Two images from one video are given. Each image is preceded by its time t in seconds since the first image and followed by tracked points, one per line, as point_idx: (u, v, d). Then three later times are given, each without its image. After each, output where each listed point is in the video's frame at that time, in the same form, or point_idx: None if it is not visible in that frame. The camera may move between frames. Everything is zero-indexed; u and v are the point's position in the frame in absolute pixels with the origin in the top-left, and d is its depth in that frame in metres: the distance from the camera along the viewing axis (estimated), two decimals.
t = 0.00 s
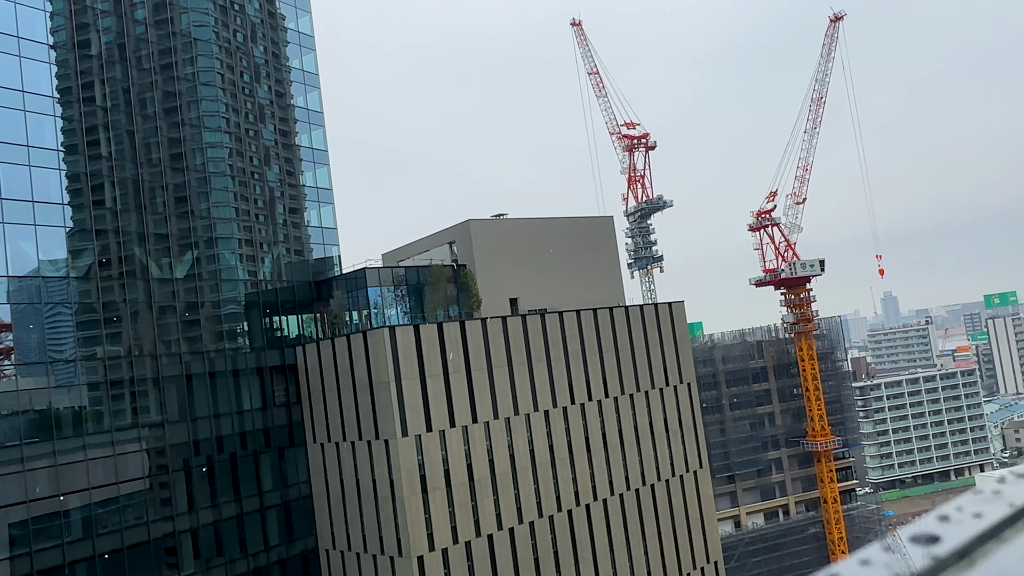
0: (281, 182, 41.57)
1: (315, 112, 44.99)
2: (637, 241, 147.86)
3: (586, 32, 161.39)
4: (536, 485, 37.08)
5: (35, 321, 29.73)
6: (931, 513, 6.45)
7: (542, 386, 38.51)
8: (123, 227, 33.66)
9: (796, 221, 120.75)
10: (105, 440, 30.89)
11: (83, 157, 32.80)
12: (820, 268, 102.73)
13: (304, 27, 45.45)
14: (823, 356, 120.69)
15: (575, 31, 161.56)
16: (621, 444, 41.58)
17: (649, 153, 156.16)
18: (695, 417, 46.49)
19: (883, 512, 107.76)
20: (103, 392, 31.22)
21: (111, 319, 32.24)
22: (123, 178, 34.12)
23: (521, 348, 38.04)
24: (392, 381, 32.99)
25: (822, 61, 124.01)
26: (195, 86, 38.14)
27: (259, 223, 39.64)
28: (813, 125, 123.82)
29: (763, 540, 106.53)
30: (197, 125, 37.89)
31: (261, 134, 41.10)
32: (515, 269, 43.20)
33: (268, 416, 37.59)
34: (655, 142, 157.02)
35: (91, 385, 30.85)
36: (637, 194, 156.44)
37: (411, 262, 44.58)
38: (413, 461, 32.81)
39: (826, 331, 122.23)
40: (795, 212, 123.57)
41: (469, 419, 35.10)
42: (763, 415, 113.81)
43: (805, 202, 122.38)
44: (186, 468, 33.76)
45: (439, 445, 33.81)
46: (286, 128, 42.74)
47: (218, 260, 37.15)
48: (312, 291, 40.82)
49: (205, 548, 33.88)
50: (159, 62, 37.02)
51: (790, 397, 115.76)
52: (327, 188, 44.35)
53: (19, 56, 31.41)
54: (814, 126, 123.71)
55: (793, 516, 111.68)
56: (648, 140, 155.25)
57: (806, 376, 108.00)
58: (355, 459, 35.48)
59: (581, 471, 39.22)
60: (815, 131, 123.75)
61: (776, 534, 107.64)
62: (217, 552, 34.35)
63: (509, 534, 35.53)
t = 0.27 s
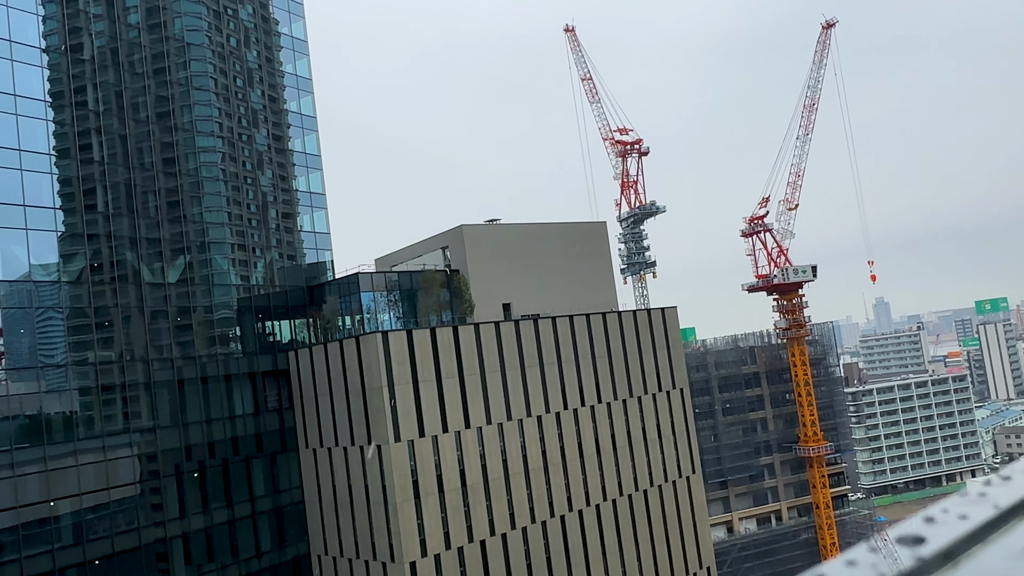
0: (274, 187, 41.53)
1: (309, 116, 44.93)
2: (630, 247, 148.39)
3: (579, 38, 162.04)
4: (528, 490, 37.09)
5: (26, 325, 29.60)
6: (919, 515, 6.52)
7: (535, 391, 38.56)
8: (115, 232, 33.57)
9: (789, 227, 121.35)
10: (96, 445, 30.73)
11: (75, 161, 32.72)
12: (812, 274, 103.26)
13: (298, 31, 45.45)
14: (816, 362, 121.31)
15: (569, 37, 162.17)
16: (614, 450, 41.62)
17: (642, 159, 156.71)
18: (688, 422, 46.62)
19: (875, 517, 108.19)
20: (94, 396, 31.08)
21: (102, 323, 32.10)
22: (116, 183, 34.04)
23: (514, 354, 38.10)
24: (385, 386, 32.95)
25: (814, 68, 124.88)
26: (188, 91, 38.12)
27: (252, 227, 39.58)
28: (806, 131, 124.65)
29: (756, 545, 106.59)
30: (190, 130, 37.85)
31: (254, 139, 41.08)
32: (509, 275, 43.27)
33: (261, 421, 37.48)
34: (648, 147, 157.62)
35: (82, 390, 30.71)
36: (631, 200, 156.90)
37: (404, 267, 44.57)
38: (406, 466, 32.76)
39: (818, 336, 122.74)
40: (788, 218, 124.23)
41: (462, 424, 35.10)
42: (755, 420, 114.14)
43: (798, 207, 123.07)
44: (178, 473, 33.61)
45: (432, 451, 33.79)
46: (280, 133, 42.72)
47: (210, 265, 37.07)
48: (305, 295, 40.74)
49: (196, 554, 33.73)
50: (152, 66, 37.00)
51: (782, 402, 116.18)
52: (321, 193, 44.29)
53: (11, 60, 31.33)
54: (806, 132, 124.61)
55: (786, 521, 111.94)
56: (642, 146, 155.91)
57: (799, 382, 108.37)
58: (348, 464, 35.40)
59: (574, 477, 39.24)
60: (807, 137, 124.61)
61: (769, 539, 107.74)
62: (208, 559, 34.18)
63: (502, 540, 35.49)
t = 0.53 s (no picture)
0: (271, 191, 41.54)
1: (305, 121, 45.01)
2: (626, 252, 148.67)
3: (576, 43, 162.47)
4: (525, 495, 37.08)
5: (22, 329, 29.50)
6: (916, 521, 6.56)
7: (532, 396, 38.57)
8: (111, 235, 33.53)
9: (785, 232, 121.76)
10: (91, 449, 30.64)
11: (71, 165, 32.70)
12: (808, 278, 103.52)
13: (295, 35, 45.52)
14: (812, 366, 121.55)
15: (565, 42, 162.63)
16: (610, 454, 41.64)
17: (638, 164, 157.07)
18: (684, 427, 46.65)
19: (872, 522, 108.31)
20: (89, 401, 31.01)
21: (98, 327, 32.05)
22: (112, 187, 34.01)
23: (510, 358, 38.14)
24: (381, 390, 32.94)
25: (810, 74, 125.46)
26: (184, 95, 38.16)
27: (249, 231, 39.56)
28: (802, 136, 125.20)
29: (752, 550, 106.58)
30: (186, 134, 37.88)
31: (250, 143, 41.12)
32: (505, 279, 43.33)
33: (256, 425, 37.43)
34: (644, 152, 157.98)
35: (77, 394, 30.64)
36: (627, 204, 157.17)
37: (400, 271, 44.57)
38: (402, 470, 32.73)
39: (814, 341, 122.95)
40: (784, 223, 124.65)
41: (458, 429, 35.09)
42: (751, 425, 114.26)
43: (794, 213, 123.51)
44: (173, 477, 33.52)
45: (428, 455, 33.77)
46: (276, 137, 42.76)
47: (206, 269, 37.05)
48: (301, 299, 40.73)
49: (191, 558, 33.62)
50: (149, 70, 37.02)
51: (778, 407, 116.33)
52: (317, 197, 44.27)
53: (7, 63, 31.33)
54: (802, 137, 125.18)
55: (782, 526, 111.94)
56: (638, 151, 156.34)
57: (795, 386, 108.41)
58: (344, 468, 35.35)
59: (570, 482, 39.24)
60: (803, 142, 125.16)
61: (765, 544, 107.71)
62: (203, 563, 34.08)
63: (498, 545, 35.46)
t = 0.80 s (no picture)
0: (270, 194, 41.54)
1: (304, 123, 45.04)
2: (625, 254, 148.75)
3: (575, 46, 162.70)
4: (523, 498, 37.02)
5: (20, 331, 29.45)
6: (917, 523, 6.54)
7: (531, 399, 38.55)
8: (110, 238, 33.51)
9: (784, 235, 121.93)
10: (89, 452, 30.59)
11: (70, 167, 32.69)
12: (807, 281, 103.61)
13: (294, 38, 45.56)
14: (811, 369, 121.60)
15: (564, 45, 162.89)
16: (609, 457, 41.59)
17: (637, 166, 157.22)
18: (683, 430, 46.63)
19: (871, 526, 108.30)
20: (88, 403, 30.96)
21: (97, 330, 32.01)
22: (111, 189, 33.99)
23: (509, 360, 38.11)
24: (380, 393, 32.89)
25: (809, 77, 125.71)
26: (183, 97, 38.16)
27: (247, 234, 39.53)
28: (800, 139, 125.49)
29: (750, 553, 106.49)
30: (185, 136, 37.88)
31: (249, 146, 41.13)
32: (504, 282, 43.36)
33: (255, 428, 37.38)
34: (643, 155, 158.14)
35: (76, 396, 30.60)
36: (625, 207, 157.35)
37: (399, 274, 44.59)
38: (401, 473, 32.68)
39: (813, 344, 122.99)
40: (783, 226, 124.81)
41: (457, 432, 35.05)
42: (750, 428, 114.24)
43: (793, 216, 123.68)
44: (172, 480, 33.46)
45: (427, 458, 33.73)
46: (275, 140, 42.76)
47: (205, 271, 37.01)
48: (299, 301, 40.79)
49: (190, 561, 33.56)
50: (148, 73, 37.04)
51: (777, 410, 116.34)
52: (316, 200, 44.26)
53: (6, 65, 31.34)
54: (801, 140, 125.46)
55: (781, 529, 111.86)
56: (637, 154, 156.55)
57: (794, 389, 108.38)
58: (342, 471, 35.29)
59: (569, 485, 39.19)
60: (802, 145, 125.40)
61: (764, 547, 107.63)
62: (201, 566, 34.01)
63: (496, 548, 35.40)
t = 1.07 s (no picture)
0: (271, 195, 41.55)
1: (305, 124, 45.04)
2: (626, 255, 148.73)
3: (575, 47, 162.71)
4: (524, 499, 37.00)
5: (21, 332, 29.48)
6: (918, 524, 6.54)
7: (531, 400, 38.53)
8: (111, 239, 33.52)
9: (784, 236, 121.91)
10: (90, 452, 30.60)
11: (71, 168, 32.71)
12: (807, 282, 103.58)
13: (295, 39, 45.59)
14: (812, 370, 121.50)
15: (565, 46, 162.96)
16: (609, 458, 41.57)
17: (638, 167, 157.23)
18: (684, 431, 46.61)
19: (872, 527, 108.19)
20: (88, 404, 30.97)
21: (98, 331, 32.02)
22: (112, 190, 34.01)
23: (510, 361, 38.10)
24: (381, 394, 32.88)
25: (810, 78, 125.72)
26: (184, 98, 38.18)
27: (248, 235, 39.55)
28: (801, 140, 125.51)
29: (751, 554, 106.42)
30: (186, 137, 37.89)
31: (250, 147, 41.13)
32: (505, 283, 43.34)
33: (256, 429, 37.37)
34: (643, 156, 158.14)
35: (76, 397, 30.60)
36: (626, 208, 157.36)
37: (400, 275, 44.56)
38: (401, 474, 32.66)
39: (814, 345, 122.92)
40: (783, 227, 124.81)
41: (458, 433, 35.04)
42: (751, 429, 114.13)
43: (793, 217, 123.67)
44: (172, 481, 33.46)
45: (427, 459, 33.73)
46: (276, 141, 42.77)
47: (206, 272, 37.02)
48: (300, 302, 40.74)
49: (190, 562, 33.55)
50: (149, 74, 37.06)
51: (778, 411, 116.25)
52: (317, 201, 44.27)
53: (7, 66, 31.37)
54: (801, 141, 125.53)
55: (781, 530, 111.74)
56: (637, 155, 156.56)
57: (795, 390, 108.31)
58: (342, 472, 35.27)
59: (570, 486, 39.17)
60: (802, 146, 125.43)
61: (764, 548, 107.59)
62: (202, 567, 34.00)
63: (497, 549, 35.39)
